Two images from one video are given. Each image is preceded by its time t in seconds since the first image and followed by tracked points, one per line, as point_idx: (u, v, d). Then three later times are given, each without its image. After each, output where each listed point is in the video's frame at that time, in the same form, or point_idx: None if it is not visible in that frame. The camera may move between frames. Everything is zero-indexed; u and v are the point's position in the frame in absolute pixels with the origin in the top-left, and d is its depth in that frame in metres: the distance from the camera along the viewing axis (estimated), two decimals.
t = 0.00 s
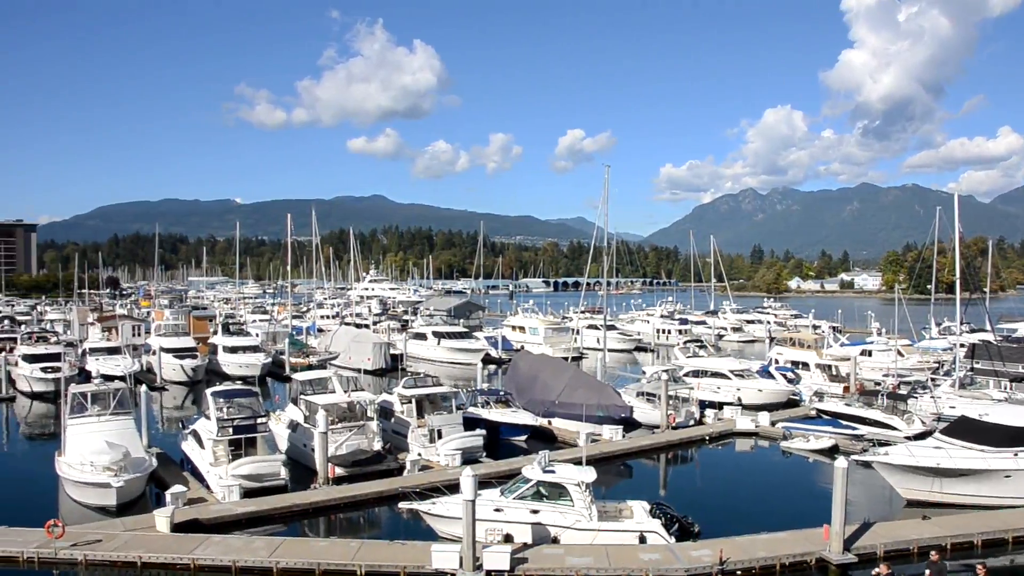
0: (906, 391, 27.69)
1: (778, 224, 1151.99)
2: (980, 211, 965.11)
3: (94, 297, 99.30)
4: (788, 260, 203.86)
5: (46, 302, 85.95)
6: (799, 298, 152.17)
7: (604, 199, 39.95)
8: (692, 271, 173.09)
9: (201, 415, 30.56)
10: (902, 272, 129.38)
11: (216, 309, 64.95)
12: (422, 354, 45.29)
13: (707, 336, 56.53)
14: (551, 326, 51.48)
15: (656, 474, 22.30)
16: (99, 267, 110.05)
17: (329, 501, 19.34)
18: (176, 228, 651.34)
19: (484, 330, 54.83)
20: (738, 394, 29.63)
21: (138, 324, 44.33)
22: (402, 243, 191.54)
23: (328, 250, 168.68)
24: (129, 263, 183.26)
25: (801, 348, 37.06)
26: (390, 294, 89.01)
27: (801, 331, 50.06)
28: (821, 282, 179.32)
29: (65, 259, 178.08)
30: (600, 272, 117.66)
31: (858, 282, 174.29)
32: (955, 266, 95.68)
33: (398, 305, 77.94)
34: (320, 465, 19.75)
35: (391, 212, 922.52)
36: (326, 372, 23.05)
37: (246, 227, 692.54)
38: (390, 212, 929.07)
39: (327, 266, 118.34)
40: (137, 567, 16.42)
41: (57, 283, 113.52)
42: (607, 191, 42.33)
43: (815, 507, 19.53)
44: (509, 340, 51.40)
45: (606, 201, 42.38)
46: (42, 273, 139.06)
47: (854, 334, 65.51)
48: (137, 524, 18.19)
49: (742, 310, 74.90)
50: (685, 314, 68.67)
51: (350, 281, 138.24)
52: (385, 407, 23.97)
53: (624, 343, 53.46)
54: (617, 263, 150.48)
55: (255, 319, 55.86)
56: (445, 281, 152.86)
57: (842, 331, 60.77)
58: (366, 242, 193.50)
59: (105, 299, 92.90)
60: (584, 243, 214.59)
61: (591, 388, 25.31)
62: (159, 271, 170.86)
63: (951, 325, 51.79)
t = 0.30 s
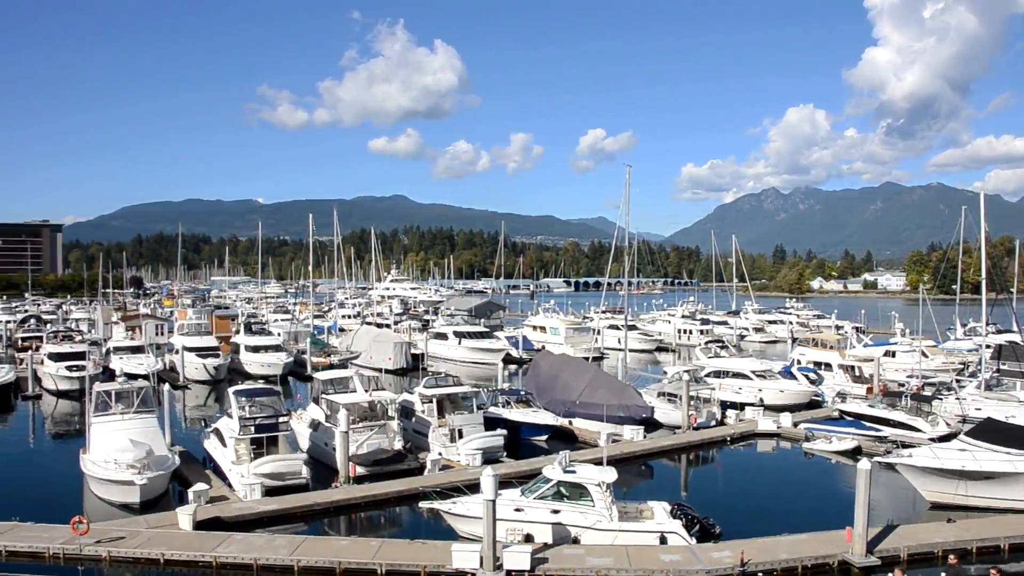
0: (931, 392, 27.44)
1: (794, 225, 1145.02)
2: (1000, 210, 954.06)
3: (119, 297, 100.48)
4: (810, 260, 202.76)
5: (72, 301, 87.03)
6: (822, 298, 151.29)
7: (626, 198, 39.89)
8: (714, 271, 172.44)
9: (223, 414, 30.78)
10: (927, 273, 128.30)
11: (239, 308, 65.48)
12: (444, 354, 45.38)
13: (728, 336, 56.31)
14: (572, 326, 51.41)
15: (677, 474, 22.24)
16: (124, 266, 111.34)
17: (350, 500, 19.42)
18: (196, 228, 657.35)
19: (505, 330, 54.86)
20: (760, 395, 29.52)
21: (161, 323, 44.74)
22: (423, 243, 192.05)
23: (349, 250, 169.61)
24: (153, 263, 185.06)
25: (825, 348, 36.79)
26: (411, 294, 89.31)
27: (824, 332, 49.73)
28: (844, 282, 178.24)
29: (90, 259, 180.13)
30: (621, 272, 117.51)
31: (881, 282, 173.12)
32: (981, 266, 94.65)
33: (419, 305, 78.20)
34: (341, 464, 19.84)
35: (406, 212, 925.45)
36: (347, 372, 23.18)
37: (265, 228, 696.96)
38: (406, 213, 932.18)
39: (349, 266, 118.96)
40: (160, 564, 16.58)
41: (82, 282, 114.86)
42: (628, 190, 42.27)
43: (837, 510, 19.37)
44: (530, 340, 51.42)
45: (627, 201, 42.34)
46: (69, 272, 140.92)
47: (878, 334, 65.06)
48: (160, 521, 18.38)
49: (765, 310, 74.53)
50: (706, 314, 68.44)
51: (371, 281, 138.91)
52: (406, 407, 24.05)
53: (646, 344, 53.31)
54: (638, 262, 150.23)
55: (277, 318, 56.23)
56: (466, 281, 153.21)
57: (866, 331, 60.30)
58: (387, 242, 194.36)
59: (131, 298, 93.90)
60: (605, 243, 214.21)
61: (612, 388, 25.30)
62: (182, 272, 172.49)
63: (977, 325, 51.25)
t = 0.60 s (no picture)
0: (952, 393, 27.26)
1: (809, 226, 1138.65)
2: (1018, 211, 944.89)
3: (139, 297, 101.24)
4: (830, 261, 201.79)
5: (95, 300, 87.84)
6: (841, 298, 150.52)
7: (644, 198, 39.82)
8: (732, 271, 171.84)
9: (242, 412, 30.96)
10: (948, 273, 127.43)
11: (258, 308, 65.92)
12: (462, 354, 45.48)
13: (747, 337, 56.15)
14: (590, 326, 51.34)
15: (695, 476, 22.18)
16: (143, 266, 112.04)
17: (367, 499, 19.50)
18: (212, 229, 661.58)
19: (523, 330, 54.91)
20: (778, 396, 29.51)
21: (181, 323, 45.13)
22: (441, 243, 192.35)
23: (367, 250, 170.24)
24: (173, 263, 186.42)
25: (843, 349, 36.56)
26: (429, 294, 89.53)
27: (843, 332, 49.41)
28: (864, 283, 177.56)
29: (111, 259, 181.85)
30: (640, 272, 117.37)
31: (902, 283, 172.05)
32: (1003, 267, 93.92)
33: (437, 305, 78.38)
34: (358, 464, 19.91)
35: (420, 214, 927.29)
36: (365, 372, 23.31)
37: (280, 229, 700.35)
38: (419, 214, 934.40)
39: (367, 267, 119.32)
40: (179, 562, 16.69)
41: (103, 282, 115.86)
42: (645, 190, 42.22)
43: (856, 512, 19.24)
44: (548, 340, 51.44)
45: (644, 200, 42.29)
46: (90, 272, 142.37)
47: (898, 335, 64.63)
48: (179, 520, 18.48)
49: (783, 311, 74.23)
50: (725, 314, 68.26)
51: (389, 281, 139.43)
52: (423, 406, 24.14)
53: (664, 344, 53.16)
54: (656, 263, 149.92)
55: (295, 318, 56.50)
56: (484, 281, 153.46)
57: (885, 332, 59.98)
58: (405, 242, 194.92)
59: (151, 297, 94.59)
60: (622, 243, 213.85)
61: (630, 389, 25.28)
62: (201, 272, 173.65)
63: (998, 326, 50.85)
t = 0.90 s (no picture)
0: (975, 395, 27.04)
1: (825, 227, 1131.23)
2: None
3: (160, 297, 102.07)
4: (851, 261, 200.48)
5: (117, 300, 88.74)
6: (862, 299, 149.37)
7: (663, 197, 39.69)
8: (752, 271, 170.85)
9: (261, 411, 31.15)
10: (971, 274, 126.17)
11: (278, 307, 66.23)
12: (481, 354, 45.54)
13: (767, 337, 55.93)
14: (609, 326, 51.27)
15: (714, 476, 22.10)
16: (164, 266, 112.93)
17: (387, 498, 19.57)
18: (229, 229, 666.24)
19: (542, 330, 54.92)
20: (798, 397, 29.39)
21: (201, 322, 45.45)
22: (460, 242, 192.63)
23: (386, 250, 170.91)
24: (193, 263, 187.95)
25: (864, 348, 36.34)
26: (447, 294, 89.78)
27: (864, 333, 49.10)
28: (885, 283, 176.25)
29: (133, 259, 183.53)
30: (659, 272, 117.06)
31: (924, 283, 170.58)
32: None
33: (455, 305, 78.53)
34: (377, 463, 20.02)
35: (434, 214, 929.24)
36: (384, 371, 23.39)
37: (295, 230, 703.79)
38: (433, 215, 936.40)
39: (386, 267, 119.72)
40: (200, 559, 16.82)
41: (124, 281, 116.91)
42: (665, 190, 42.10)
43: (876, 514, 19.11)
44: (567, 340, 51.45)
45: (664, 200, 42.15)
46: (112, 272, 143.66)
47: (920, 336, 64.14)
48: (200, 518, 18.62)
49: (804, 311, 73.75)
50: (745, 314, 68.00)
51: (408, 281, 139.83)
52: (442, 406, 24.19)
53: (683, 344, 53.00)
54: (676, 263, 149.57)
55: (315, 317, 56.72)
56: (502, 281, 153.47)
57: (907, 333, 59.52)
58: (423, 242, 195.32)
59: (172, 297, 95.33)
60: (641, 242, 213.34)
61: (649, 389, 25.24)
62: (221, 272, 174.91)
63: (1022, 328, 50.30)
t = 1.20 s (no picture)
0: (1000, 397, 26.75)
1: (842, 228, 1122.89)
2: None
3: (182, 296, 102.87)
4: (873, 261, 199.02)
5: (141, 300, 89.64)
6: (884, 299, 148.23)
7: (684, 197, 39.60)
8: (773, 272, 169.85)
9: (281, 411, 31.36)
10: (996, 274, 124.92)
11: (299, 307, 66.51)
12: (500, 354, 45.59)
13: (787, 338, 55.66)
14: (628, 326, 51.17)
15: (734, 478, 22.00)
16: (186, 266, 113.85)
17: (406, 498, 19.63)
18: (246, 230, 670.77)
19: (561, 330, 54.92)
20: (819, 398, 29.21)
21: (222, 322, 45.77)
22: (479, 242, 192.88)
23: (405, 250, 171.53)
24: (214, 263, 189.53)
25: (887, 349, 36.04)
26: (467, 294, 89.97)
27: (887, 334, 48.68)
28: (907, 283, 174.88)
29: (155, 259, 185.25)
30: (679, 272, 116.76)
31: (947, 283, 168.98)
32: None
33: (475, 305, 78.66)
34: (397, 462, 20.08)
35: (449, 215, 931.13)
36: (403, 371, 23.49)
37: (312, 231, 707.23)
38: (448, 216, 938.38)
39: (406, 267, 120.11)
40: (220, 558, 16.93)
41: (146, 281, 117.97)
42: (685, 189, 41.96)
43: (898, 517, 18.94)
44: (586, 340, 51.42)
45: (684, 200, 42.01)
46: (135, 272, 144.95)
47: (943, 336, 63.59)
48: (221, 516, 18.75)
49: (826, 312, 73.26)
50: (765, 315, 67.72)
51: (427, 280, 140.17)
52: (462, 406, 24.25)
53: (703, 345, 52.81)
54: (696, 262, 149.14)
55: (335, 317, 56.93)
56: (522, 280, 153.52)
57: (930, 334, 59.02)
58: (442, 242, 195.75)
59: (195, 296, 96.14)
60: (659, 243, 212.70)
61: (668, 389, 25.19)
62: (242, 272, 176.13)
63: None
